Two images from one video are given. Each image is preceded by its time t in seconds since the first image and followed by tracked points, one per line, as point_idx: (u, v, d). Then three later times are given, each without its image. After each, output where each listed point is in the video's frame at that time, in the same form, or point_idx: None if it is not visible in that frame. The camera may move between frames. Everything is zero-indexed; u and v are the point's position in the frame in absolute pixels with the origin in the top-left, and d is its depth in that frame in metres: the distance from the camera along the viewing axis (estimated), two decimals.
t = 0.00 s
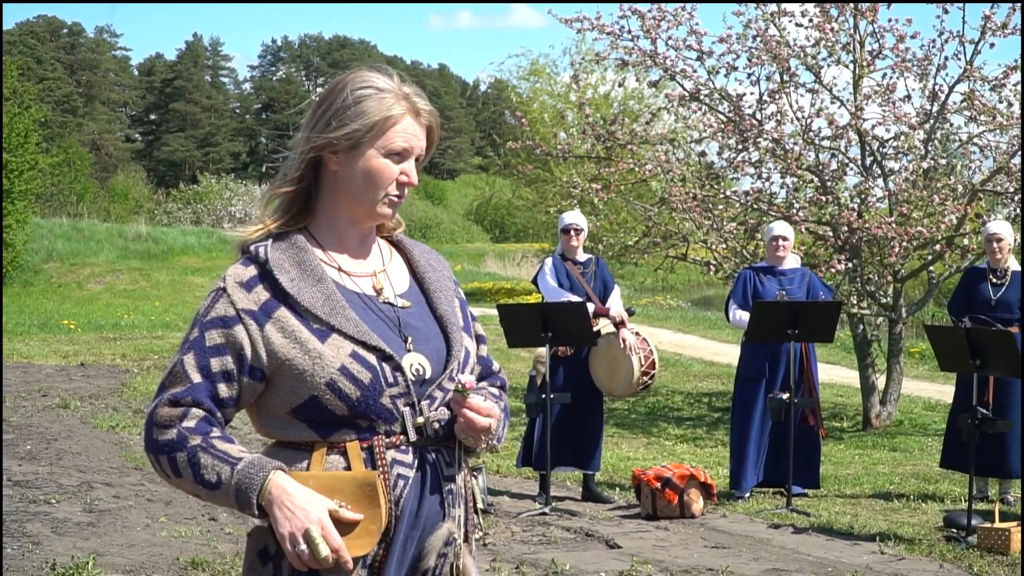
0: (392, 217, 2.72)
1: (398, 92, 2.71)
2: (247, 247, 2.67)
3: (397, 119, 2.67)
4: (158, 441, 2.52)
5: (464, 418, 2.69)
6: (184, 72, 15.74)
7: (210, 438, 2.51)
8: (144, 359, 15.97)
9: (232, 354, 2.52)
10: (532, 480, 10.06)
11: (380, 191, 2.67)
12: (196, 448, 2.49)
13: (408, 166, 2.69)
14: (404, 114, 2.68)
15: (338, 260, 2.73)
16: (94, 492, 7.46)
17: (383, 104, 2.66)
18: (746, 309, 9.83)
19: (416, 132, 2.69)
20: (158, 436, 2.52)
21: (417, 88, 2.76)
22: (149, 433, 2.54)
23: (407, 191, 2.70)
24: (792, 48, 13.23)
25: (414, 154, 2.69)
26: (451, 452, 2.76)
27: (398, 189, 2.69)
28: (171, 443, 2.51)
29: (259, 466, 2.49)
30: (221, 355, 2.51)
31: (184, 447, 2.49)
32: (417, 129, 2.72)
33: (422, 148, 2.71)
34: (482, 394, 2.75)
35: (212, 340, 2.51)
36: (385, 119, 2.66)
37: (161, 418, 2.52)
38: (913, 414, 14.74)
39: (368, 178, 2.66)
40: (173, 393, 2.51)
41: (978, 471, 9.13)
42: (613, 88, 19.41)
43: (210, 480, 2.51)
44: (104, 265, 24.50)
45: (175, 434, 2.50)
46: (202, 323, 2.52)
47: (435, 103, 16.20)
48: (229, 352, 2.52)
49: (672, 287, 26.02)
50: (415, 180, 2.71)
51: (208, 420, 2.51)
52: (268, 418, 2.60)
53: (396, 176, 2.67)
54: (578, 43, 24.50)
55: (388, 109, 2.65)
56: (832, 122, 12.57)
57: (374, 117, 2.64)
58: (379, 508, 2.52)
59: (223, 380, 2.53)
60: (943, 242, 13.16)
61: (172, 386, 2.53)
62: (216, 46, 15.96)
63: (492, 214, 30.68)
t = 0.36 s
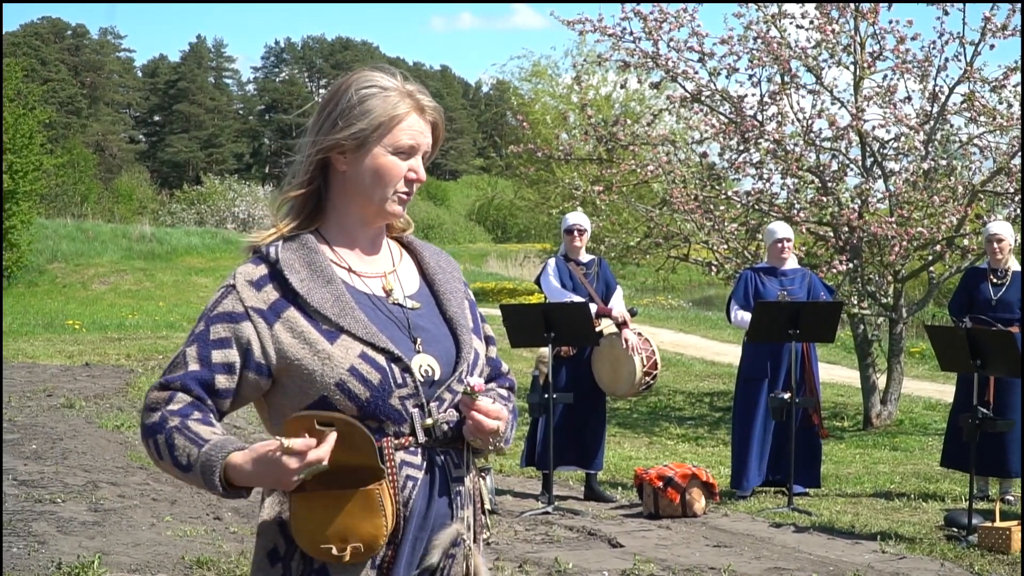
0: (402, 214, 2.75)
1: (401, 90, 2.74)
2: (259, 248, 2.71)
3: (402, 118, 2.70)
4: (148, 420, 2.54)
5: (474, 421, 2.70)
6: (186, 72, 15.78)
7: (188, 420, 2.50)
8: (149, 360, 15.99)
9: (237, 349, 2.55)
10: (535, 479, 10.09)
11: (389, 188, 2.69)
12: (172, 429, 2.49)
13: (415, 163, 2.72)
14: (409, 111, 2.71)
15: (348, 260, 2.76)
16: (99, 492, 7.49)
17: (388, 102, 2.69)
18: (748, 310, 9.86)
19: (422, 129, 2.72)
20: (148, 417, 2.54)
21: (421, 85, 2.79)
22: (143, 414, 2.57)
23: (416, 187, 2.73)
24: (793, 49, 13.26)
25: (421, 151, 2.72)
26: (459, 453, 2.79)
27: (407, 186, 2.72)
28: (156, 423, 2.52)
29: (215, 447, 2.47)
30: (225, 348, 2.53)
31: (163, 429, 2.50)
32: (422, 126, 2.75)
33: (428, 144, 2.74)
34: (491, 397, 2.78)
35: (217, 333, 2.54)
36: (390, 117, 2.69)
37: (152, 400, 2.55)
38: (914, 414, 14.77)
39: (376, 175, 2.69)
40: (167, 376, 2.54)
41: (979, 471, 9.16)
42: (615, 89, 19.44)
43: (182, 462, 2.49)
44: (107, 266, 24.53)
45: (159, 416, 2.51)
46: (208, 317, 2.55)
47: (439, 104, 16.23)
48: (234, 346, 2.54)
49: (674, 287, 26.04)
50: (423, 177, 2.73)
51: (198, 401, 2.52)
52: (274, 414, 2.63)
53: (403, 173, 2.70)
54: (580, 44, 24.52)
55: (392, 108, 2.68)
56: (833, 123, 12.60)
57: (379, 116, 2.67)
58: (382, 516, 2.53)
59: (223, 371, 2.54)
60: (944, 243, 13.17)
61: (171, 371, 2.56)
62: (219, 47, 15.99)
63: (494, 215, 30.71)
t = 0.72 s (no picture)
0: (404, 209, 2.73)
1: (376, 84, 2.76)
2: (265, 243, 2.72)
3: (375, 108, 2.71)
4: (153, 409, 2.55)
5: (472, 420, 2.72)
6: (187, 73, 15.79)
7: (213, 403, 2.54)
8: (149, 361, 15.98)
9: (238, 340, 2.57)
10: (536, 479, 10.10)
11: (378, 181, 2.69)
12: (199, 412, 2.51)
13: (403, 153, 2.72)
14: (381, 101, 2.71)
15: (353, 260, 2.77)
16: (101, 493, 7.50)
17: (358, 97, 2.71)
18: (747, 310, 9.85)
19: (400, 116, 2.72)
20: (155, 405, 2.54)
21: (400, 75, 2.79)
22: (145, 403, 2.58)
23: (408, 176, 2.71)
24: (794, 49, 13.26)
25: (403, 138, 2.71)
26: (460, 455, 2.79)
27: (397, 176, 2.71)
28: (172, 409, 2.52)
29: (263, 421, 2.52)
30: (227, 340, 2.56)
31: (186, 412, 2.51)
32: (403, 115, 2.74)
33: (413, 133, 2.73)
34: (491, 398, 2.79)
35: (220, 324, 2.56)
36: (364, 111, 2.70)
37: (159, 388, 2.55)
38: (914, 414, 14.77)
39: (360, 170, 2.70)
40: (174, 367, 2.55)
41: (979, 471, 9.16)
42: (616, 89, 19.44)
43: (217, 440, 2.51)
44: (109, 266, 24.54)
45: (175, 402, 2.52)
46: (212, 308, 2.57)
47: (439, 105, 16.22)
48: (236, 339, 2.56)
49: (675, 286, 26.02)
50: (412, 164, 2.72)
51: (206, 391, 2.54)
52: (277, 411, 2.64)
53: (390, 163, 2.70)
54: (580, 44, 24.51)
55: (361, 100, 2.69)
56: (834, 123, 12.60)
57: (351, 112, 2.70)
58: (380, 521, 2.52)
59: (228, 364, 2.57)
60: (945, 242, 13.13)
61: (176, 361, 2.57)
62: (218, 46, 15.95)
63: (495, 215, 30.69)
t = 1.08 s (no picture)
0: (409, 202, 2.72)
1: (377, 78, 2.77)
2: (278, 238, 2.75)
3: (374, 103, 2.72)
4: (162, 402, 2.58)
5: (476, 422, 2.70)
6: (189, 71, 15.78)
7: (218, 403, 2.56)
8: (151, 360, 15.97)
9: (247, 334, 2.59)
10: (538, 478, 10.08)
11: (378, 176, 2.70)
12: (204, 411, 2.55)
13: (401, 146, 2.72)
14: (379, 95, 2.72)
15: (365, 256, 2.77)
16: (102, 491, 7.49)
17: (357, 92, 2.73)
18: (748, 309, 9.83)
19: (399, 109, 2.72)
20: (164, 398, 2.57)
21: (402, 69, 2.79)
22: (155, 394, 2.61)
23: (408, 171, 2.71)
24: (796, 48, 13.27)
25: (402, 132, 2.71)
26: (465, 455, 2.78)
27: (398, 170, 2.71)
28: (178, 404, 2.56)
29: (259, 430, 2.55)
30: (236, 334, 2.58)
31: (191, 410, 2.55)
32: (403, 108, 2.75)
33: (414, 127, 2.73)
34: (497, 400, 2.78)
35: (230, 317, 2.58)
36: (363, 105, 2.72)
37: (168, 382, 2.57)
38: (915, 413, 14.77)
39: (361, 166, 2.71)
40: (184, 360, 2.58)
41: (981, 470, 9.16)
42: (617, 88, 19.43)
43: (218, 444, 2.55)
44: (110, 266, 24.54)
45: (182, 398, 2.55)
46: (224, 301, 2.59)
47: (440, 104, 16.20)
48: (245, 332, 2.58)
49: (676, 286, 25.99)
50: (413, 158, 2.71)
51: (213, 388, 2.57)
52: (284, 404, 2.65)
53: (389, 158, 2.71)
54: (581, 44, 24.50)
55: (359, 95, 2.71)
56: (836, 122, 12.60)
57: (349, 107, 2.72)
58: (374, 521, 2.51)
59: (236, 358, 2.59)
60: (946, 242, 13.14)
61: (186, 354, 2.59)
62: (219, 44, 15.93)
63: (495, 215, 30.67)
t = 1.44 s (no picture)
0: (423, 197, 2.76)
1: (392, 72, 2.79)
2: (291, 231, 2.79)
3: (388, 98, 2.74)
4: (168, 389, 2.65)
5: (482, 414, 2.71)
6: (192, 71, 15.83)
7: (210, 391, 2.61)
8: (155, 357, 16.02)
9: (255, 325, 2.62)
10: (540, 475, 10.11)
11: (390, 171, 2.73)
12: (194, 399, 2.60)
13: (414, 141, 2.75)
14: (393, 90, 2.75)
15: (376, 250, 2.81)
16: (107, 487, 7.52)
17: (372, 86, 2.76)
18: (749, 306, 9.85)
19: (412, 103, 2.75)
20: (168, 385, 2.65)
21: (418, 63, 2.81)
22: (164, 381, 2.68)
23: (420, 167, 2.74)
24: (797, 47, 13.30)
25: (415, 128, 2.74)
26: (473, 449, 2.80)
27: (409, 166, 2.74)
28: (175, 391, 2.63)
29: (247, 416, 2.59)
30: (244, 325, 2.62)
31: (184, 397, 2.61)
32: (417, 102, 2.77)
33: (428, 123, 2.75)
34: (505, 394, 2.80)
35: (238, 310, 2.63)
36: (377, 100, 2.75)
37: (172, 369, 2.65)
38: (915, 410, 14.81)
39: (374, 160, 2.74)
40: (190, 348, 2.65)
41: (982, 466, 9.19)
42: (618, 88, 19.48)
43: (202, 431, 2.60)
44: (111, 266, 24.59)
45: (180, 385, 2.62)
46: (233, 294, 2.64)
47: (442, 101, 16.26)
48: (252, 323, 2.62)
49: (677, 284, 26.01)
50: (425, 154, 2.74)
51: (210, 376, 2.62)
52: (295, 395, 2.68)
53: (402, 154, 2.74)
54: (582, 43, 24.53)
55: (374, 89, 2.74)
56: (836, 121, 12.64)
57: (364, 102, 2.75)
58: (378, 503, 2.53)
59: (242, 349, 2.63)
60: (946, 240, 13.18)
61: (195, 344, 2.66)
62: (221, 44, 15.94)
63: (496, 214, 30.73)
